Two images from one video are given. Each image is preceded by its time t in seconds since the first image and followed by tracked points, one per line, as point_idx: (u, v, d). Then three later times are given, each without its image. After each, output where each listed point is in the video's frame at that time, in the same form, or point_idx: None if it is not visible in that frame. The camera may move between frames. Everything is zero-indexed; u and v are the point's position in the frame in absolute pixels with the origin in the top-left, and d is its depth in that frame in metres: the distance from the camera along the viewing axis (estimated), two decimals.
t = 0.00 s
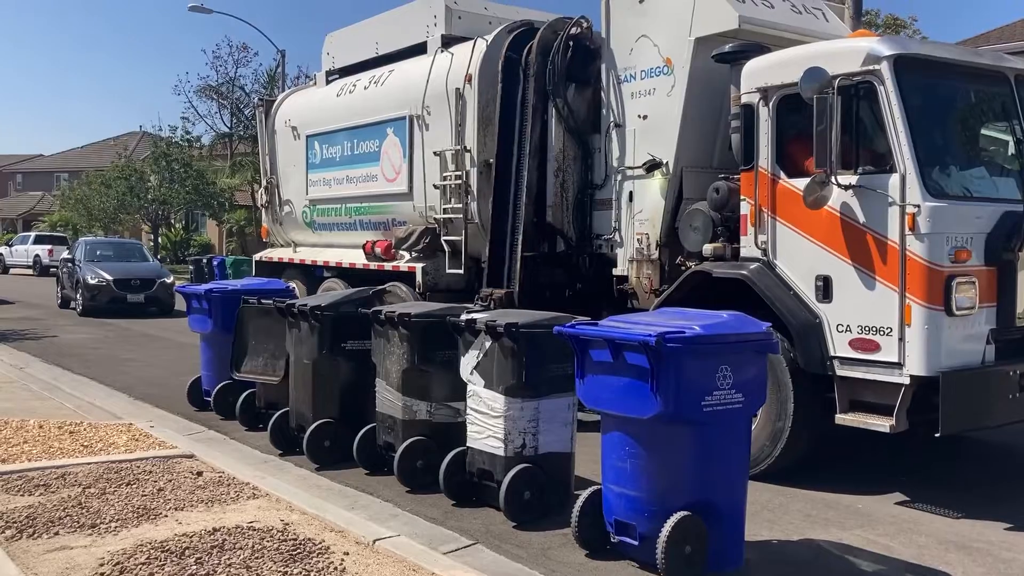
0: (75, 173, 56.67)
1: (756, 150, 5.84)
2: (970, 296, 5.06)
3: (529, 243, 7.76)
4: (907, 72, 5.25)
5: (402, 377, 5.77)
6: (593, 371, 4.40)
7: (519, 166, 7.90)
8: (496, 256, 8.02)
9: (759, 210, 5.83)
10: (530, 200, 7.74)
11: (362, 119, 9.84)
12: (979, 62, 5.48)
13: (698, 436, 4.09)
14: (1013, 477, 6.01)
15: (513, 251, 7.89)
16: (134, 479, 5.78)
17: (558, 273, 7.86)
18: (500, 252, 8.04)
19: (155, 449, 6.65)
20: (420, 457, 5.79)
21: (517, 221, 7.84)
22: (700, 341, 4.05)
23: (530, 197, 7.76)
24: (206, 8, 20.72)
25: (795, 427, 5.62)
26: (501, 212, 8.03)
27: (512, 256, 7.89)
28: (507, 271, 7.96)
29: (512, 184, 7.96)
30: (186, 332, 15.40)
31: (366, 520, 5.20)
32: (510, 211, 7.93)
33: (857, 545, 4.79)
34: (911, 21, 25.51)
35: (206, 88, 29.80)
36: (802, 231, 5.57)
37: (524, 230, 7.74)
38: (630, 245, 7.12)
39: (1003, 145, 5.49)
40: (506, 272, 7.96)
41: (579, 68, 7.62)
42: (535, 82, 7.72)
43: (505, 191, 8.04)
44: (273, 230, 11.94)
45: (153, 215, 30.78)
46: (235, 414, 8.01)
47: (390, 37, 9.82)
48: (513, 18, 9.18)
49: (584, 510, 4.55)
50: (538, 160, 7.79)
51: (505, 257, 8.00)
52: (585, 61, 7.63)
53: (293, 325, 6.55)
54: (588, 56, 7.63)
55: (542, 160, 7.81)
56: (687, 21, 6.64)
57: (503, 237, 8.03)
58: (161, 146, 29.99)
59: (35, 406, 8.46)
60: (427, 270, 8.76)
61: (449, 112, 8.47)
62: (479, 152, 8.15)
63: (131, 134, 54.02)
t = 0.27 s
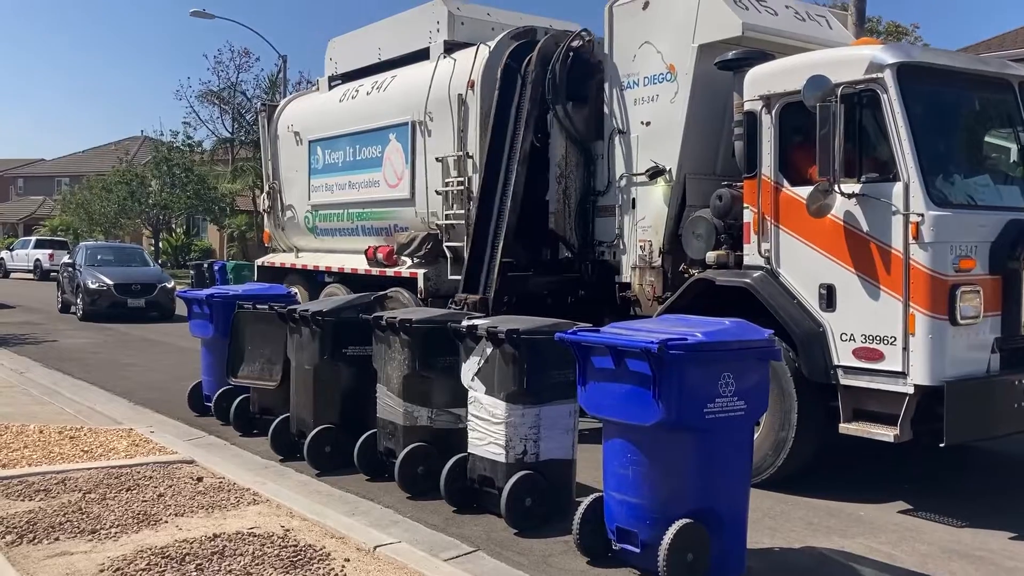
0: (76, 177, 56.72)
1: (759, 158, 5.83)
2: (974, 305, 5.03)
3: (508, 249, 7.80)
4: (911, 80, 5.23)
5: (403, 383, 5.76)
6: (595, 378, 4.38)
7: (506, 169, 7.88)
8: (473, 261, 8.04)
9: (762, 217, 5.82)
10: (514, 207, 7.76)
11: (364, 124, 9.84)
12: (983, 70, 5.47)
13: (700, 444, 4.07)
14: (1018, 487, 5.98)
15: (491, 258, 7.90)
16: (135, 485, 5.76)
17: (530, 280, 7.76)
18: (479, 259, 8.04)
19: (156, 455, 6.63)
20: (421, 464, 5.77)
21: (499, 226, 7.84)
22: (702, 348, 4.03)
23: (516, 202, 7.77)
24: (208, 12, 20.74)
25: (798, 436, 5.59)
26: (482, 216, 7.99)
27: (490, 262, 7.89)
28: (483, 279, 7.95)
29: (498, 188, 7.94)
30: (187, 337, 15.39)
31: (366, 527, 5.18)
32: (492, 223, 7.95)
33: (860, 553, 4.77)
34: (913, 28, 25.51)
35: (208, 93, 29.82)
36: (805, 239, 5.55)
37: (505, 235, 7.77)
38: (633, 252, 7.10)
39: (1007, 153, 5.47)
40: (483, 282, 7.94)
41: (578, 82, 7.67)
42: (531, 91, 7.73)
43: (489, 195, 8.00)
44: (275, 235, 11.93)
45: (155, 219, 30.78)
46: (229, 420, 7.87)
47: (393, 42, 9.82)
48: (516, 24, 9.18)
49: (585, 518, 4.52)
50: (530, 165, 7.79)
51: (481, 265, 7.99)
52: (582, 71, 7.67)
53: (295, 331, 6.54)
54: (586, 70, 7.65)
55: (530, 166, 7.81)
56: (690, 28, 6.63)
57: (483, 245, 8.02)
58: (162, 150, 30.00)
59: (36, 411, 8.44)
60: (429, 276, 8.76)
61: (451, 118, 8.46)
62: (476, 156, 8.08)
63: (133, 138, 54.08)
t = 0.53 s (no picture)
0: (77, 184, 56.79)
1: (760, 168, 5.83)
2: (975, 315, 5.03)
3: (506, 258, 7.78)
4: (912, 90, 5.23)
5: (403, 392, 5.75)
6: (596, 386, 4.37)
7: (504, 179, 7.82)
8: (467, 268, 7.95)
9: (763, 227, 5.82)
10: (509, 214, 7.72)
11: (365, 133, 9.85)
12: (983, 80, 5.47)
13: (701, 453, 4.06)
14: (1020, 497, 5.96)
15: (485, 267, 7.83)
16: (135, 493, 5.75)
17: (527, 290, 7.73)
18: (474, 267, 7.97)
19: (156, 463, 6.62)
20: (421, 472, 5.77)
21: (494, 234, 7.80)
22: (704, 357, 4.02)
23: (512, 211, 7.75)
24: (209, 21, 20.77)
25: (799, 446, 5.58)
26: (478, 224, 7.96)
27: (484, 271, 7.84)
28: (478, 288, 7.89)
29: (495, 195, 7.86)
30: (187, 344, 15.38)
31: (367, 535, 5.17)
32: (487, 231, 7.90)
33: (862, 562, 4.75)
34: (912, 36, 25.53)
35: (209, 100, 29.87)
36: (806, 248, 5.56)
37: (501, 244, 7.72)
38: (634, 261, 7.10)
39: (1008, 162, 5.48)
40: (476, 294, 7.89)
41: (578, 94, 7.71)
42: (531, 102, 7.73)
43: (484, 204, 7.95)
44: (276, 244, 11.94)
45: (156, 226, 30.80)
46: (224, 428, 7.74)
47: (394, 51, 9.83)
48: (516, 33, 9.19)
49: (586, 527, 4.51)
50: (528, 175, 7.79)
51: (476, 273, 7.93)
52: (583, 86, 7.69)
53: (296, 339, 6.54)
54: (586, 84, 7.67)
55: (527, 177, 7.83)
56: (690, 38, 6.65)
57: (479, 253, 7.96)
58: (163, 158, 30.02)
59: (36, 419, 8.43)
60: (429, 284, 8.77)
61: (452, 126, 8.46)
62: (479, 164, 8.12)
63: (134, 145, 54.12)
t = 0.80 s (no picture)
0: (78, 194, 56.86)
1: (760, 178, 5.84)
2: (975, 325, 5.03)
3: (507, 267, 7.79)
4: (912, 101, 5.25)
5: (402, 402, 5.74)
6: (595, 397, 4.36)
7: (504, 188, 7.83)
8: (467, 278, 7.93)
9: (763, 236, 5.83)
10: (511, 224, 7.73)
11: (366, 143, 9.86)
12: (982, 90, 5.48)
13: (700, 464, 4.05)
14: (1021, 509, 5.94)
15: (485, 278, 7.83)
16: (133, 503, 5.73)
17: (528, 299, 7.75)
18: (474, 277, 7.95)
19: (154, 473, 6.60)
20: (420, 483, 5.75)
21: (495, 244, 7.81)
22: (703, 368, 4.02)
23: (513, 220, 7.74)
24: (211, 31, 20.82)
25: (799, 457, 5.57)
26: (478, 234, 7.93)
27: (484, 280, 7.82)
28: (474, 309, 7.88)
29: (496, 204, 7.85)
30: (186, 354, 15.36)
31: (365, 546, 5.15)
32: (487, 241, 7.90)
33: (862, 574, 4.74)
34: (911, 48, 25.63)
35: (210, 111, 29.93)
36: (806, 258, 5.56)
37: (500, 256, 7.73)
38: (634, 271, 7.11)
39: (1007, 174, 5.48)
40: (474, 309, 7.88)
41: (581, 104, 7.75)
42: (533, 112, 7.71)
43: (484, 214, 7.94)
44: (276, 253, 11.94)
45: (156, 236, 30.82)
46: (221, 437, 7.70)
47: (394, 61, 9.86)
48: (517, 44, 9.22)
49: (586, 538, 4.50)
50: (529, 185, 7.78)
51: (475, 283, 7.92)
52: (585, 96, 7.73)
53: (294, 348, 6.53)
54: (588, 94, 7.72)
55: (528, 186, 7.81)
56: (690, 48, 6.67)
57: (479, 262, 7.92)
58: (164, 168, 30.06)
59: (35, 428, 8.41)
60: (429, 294, 8.76)
61: (453, 137, 8.48)
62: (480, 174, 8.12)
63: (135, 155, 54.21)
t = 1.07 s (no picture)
0: (77, 207, 56.90)
1: (760, 194, 5.85)
2: (975, 341, 5.03)
3: (507, 281, 7.81)
4: (912, 117, 5.27)
5: (401, 417, 5.73)
6: (595, 412, 4.35)
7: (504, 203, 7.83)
8: (467, 291, 7.94)
9: (762, 252, 5.84)
10: (511, 238, 7.73)
11: (366, 157, 9.88)
12: (981, 106, 5.50)
13: (700, 479, 4.04)
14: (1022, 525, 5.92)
15: (485, 291, 7.83)
16: (130, 518, 5.70)
17: (528, 313, 7.72)
18: (474, 291, 7.96)
19: (151, 487, 6.57)
20: (418, 498, 5.73)
21: (495, 258, 7.82)
22: (703, 383, 4.01)
23: (513, 233, 7.74)
24: (211, 46, 20.90)
25: (799, 474, 5.55)
26: (478, 248, 7.96)
27: (484, 294, 7.81)
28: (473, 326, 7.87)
29: (496, 217, 7.86)
30: (184, 368, 15.33)
31: (363, 562, 5.12)
32: (486, 256, 7.92)
33: None
34: (908, 65, 25.76)
35: (209, 125, 30.01)
36: (806, 274, 5.57)
37: (501, 271, 7.74)
38: (633, 286, 7.11)
39: (1006, 190, 5.49)
40: (473, 325, 7.87)
41: (578, 118, 7.78)
42: (533, 126, 7.73)
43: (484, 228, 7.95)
44: (275, 267, 11.94)
45: (154, 250, 30.82)
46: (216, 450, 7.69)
47: (395, 76, 9.89)
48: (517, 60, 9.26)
49: (586, 554, 4.48)
50: (528, 200, 7.78)
51: (476, 296, 7.92)
52: (582, 110, 7.76)
53: (293, 363, 6.51)
54: (586, 108, 7.74)
55: (528, 201, 7.81)
56: (690, 64, 6.70)
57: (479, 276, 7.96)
58: (163, 182, 30.09)
59: (32, 443, 8.37)
60: (428, 308, 8.76)
61: (453, 152, 8.50)
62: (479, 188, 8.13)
63: (134, 169, 54.30)
